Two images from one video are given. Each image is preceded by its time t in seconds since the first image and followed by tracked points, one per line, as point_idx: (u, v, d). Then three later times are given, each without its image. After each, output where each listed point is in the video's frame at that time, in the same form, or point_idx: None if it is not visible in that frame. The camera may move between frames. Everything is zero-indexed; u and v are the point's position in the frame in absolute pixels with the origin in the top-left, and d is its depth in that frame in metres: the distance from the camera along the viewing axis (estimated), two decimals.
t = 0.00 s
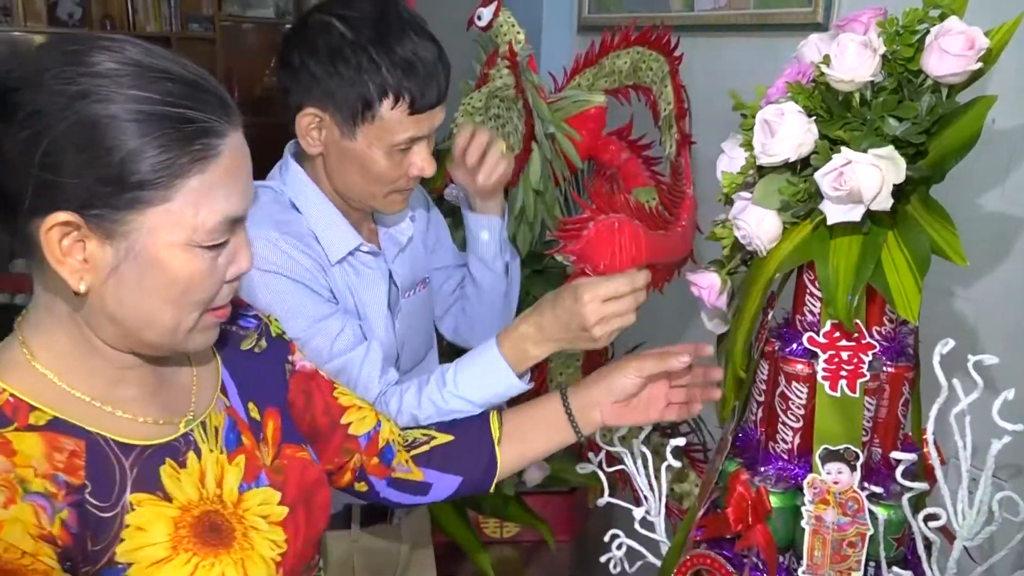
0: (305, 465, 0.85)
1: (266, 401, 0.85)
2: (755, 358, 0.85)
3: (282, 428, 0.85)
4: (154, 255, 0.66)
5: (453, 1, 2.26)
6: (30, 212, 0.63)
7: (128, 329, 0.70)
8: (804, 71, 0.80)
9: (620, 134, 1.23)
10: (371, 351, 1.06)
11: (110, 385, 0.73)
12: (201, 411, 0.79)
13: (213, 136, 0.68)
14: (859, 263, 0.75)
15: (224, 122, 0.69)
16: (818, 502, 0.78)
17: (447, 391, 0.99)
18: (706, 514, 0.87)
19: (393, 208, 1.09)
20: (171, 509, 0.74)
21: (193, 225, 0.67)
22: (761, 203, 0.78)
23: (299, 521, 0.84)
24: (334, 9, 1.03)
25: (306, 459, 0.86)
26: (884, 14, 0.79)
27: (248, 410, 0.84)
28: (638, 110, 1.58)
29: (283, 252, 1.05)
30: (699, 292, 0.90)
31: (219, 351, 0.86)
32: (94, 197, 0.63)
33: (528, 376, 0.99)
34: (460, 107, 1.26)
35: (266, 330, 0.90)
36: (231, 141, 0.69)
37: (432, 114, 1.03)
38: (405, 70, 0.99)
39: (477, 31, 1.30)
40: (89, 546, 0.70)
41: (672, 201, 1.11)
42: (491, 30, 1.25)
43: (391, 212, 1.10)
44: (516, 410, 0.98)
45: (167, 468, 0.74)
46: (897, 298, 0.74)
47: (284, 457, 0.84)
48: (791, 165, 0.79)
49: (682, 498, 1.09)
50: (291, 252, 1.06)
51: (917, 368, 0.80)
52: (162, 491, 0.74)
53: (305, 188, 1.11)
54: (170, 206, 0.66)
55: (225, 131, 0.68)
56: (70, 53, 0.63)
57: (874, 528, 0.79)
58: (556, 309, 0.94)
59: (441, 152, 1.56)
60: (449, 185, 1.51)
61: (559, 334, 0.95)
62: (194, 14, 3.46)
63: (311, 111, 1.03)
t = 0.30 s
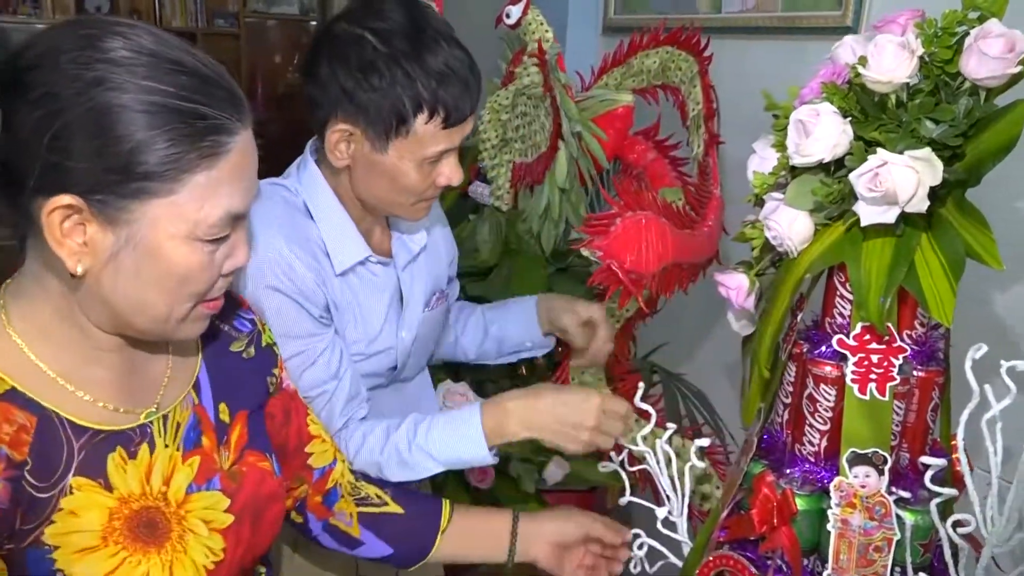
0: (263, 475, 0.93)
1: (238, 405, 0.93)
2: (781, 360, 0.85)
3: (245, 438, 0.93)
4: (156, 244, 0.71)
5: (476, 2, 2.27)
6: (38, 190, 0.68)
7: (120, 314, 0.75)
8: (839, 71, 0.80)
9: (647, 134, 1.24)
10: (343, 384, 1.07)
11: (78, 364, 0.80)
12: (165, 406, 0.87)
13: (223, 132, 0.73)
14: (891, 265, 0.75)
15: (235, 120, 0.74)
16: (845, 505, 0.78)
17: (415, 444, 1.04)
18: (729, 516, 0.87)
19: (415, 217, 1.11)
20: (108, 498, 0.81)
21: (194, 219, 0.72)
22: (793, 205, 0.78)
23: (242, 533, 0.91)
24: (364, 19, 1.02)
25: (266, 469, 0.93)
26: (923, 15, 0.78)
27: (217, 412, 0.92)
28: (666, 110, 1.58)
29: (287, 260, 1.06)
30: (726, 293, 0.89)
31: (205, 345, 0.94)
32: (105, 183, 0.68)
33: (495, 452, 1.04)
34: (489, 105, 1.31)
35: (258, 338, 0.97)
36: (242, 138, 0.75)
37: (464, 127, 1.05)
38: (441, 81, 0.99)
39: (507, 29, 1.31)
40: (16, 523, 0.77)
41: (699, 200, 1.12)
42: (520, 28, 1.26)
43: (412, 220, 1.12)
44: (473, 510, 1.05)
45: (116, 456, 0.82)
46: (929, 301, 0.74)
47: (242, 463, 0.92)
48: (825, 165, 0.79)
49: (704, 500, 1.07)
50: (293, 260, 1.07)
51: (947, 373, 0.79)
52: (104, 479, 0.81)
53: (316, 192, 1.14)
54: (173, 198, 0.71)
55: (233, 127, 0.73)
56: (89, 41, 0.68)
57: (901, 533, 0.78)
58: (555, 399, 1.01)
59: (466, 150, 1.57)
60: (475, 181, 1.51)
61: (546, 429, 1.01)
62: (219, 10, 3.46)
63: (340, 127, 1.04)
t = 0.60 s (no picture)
0: (269, 492, 0.96)
1: (258, 418, 0.96)
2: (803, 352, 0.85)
3: (259, 451, 0.96)
4: (220, 238, 0.75)
5: None
6: (113, 180, 0.73)
7: (179, 306, 0.80)
8: (863, 64, 0.80)
9: (667, 130, 1.24)
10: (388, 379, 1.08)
11: (119, 356, 0.84)
12: (187, 408, 0.90)
13: (288, 131, 0.77)
14: (916, 256, 0.75)
15: (297, 121, 0.77)
16: (866, 496, 0.78)
17: (471, 437, 1.03)
18: (750, 507, 0.87)
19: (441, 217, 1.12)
20: (113, 492, 0.85)
21: (259, 214, 0.76)
22: (816, 196, 0.78)
23: (238, 544, 0.95)
24: (379, 31, 1.02)
25: (273, 486, 0.96)
26: (949, 8, 0.78)
27: (234, 422, 0.94)
28: (686, 105, 1.58)
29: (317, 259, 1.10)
30: (748, 285, 0.90)
31: (236, 359, 0.96)
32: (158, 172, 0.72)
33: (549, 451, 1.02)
34: (510, 99, 1.31)
35: (297, 353, 1.00)
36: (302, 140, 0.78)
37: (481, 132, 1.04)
38: (456, 90, 0.99)
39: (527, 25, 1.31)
40: (21, 500, 0.82)
41: (719, 195, 1.13)
42: (541, 24, 1.27)
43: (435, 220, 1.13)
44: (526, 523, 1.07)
45: (128, 450, 0.85)
46: (954, 291, 0.74)
47: (252, 477, 0.95)
48: (849, 157, 0.80)
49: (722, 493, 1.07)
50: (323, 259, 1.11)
51: (970, 365, 0.79)
52: (112, 470, 0.84)
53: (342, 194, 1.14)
54: (237, 190, 0.75)
55: (297, 124, 0.77)
56: (160, 40, 0.73)
57: (924, 524, 0.78)
58: (607, 408, 0.96)
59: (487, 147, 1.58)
60: (494, 176, 1.52)
61: (596, 429, 0.97)
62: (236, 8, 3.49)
63: (357, 138, 1.05)
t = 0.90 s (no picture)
0: (298, 484, 0.95)
1: (294, 412, 0.95)
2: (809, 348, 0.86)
3: (293, 444, 0.95)
4: (272, 260, 0.75)
5: None
6: (182, 187, 0.73)
7: (221, 313, 0.80)
8: (871, 61, 0.80)
9: (672, 127, 1.25)
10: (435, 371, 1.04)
11: (167, 343, 0.84)
12: (229, 396, 0.89)
13: (358, 173, 0.75)
14: (923, 252, 0.75)
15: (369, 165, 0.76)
16: (871, 491, 0.78)
17: (541, 420, 1.00)
18: (755, 502, 0.87)
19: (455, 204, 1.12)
20: (151, 473, 0.84)
21: (313, 245, 0.75)
22: (824, 191, 0.79)
23: (265, 534, 0.94)
24: (399, 17, 1.03)
25: (302, 478, 0.96)
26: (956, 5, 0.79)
27: (273, 413, 0.94)
28: (691, 103, 1.58)
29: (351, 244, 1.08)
30: (754, 281, 0.90)
31: (277, 356, 0.95)
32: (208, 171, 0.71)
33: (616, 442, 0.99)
34: (515, 96, 1.29)
35: (339, 348, 0.98)
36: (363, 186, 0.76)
37: (495, 119, 1.04)
38: (469, 76, 1.00)
39: (532, 22, 1.31)
40: (64, 477, 0.80)
41: (724, 192, 1.13)
42: (547, 22, 1.27)
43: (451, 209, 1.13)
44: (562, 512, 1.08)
45: (169, 434, 0.85)
46: (961, 286, 0.74)
47: (283, 468, 0.94)
48: (857, 154, 0.80)
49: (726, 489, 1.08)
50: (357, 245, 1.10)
51: (975, 361, 0.80)
52: (151, 453, 0.84)
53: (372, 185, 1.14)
54: (301, 221, 0.73)
55: (370, 168, 0.76)
56: (249, 59, 0.72)
57: (927, 518, 0.79)
58: (680, 399, 0.94)
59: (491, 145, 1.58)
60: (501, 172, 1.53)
61: (671, 421, 0.94)
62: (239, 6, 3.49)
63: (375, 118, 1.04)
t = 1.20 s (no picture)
0: (317, 470, 0.95)
1: (312, 400, 0.95)
2: (802, 344, 0.86)
3: (312, 430, 0.95)
4: (292, 259, 0.75)
5: None
6: (212, 181, 0.73)
7: (242, 308, 0.80)
8: (864, 59, 0.81)
9: (667, 126, 1.23)
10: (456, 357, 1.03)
11: (190, 330, 0.84)
12: (250, 383, 0.89)
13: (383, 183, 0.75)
14: (914, 249, 0.76)
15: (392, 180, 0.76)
16: (862, 487, 0.79)
17: (580, 396, 1.00)
18: (747, 498, 0.87)
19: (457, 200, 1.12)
20: (176, 458, 0.85)
21: (335, 247, 0.75)
22: (816, 189, 0.79)
23: (285, 518, 0.94)
24: (416, 9, 1.03)
25: (321, 465, 0.95)
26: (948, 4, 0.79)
27: (291, 401, 0.93)
28: (686, 103, 1.59)
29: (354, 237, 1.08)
30: (747, 279, 0.90)
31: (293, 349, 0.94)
32: (232, 169, 0.72)
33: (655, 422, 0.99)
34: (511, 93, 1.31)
35: (354, 341, 0.98)
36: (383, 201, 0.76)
37: (500, 116, 1.04)
38: (480, 70, 1.00)
39: (527, 21, 1.32)
40: (94, 461, 0.81)
41: (718, 191, 1.13)
42: (542, 21, 1.26)
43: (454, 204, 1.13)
44: (557, 510, 1.08)
45: (194, 420, 0.85)
46: (952, 284, 0.74)
47: (302, 454, 0.94)
48: (849, 152, 0.81)
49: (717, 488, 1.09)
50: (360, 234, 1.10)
51: (965, 358, 0.80)
52: (178, 439, 0.85)
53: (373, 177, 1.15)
54: (324, 225, 0.74)
55: (395, 179, 0.76)
56: (287, 63, 0.72)
57: (919, 515, 0.79)
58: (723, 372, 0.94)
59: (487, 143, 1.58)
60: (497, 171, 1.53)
61: (714, 396, 0.94)
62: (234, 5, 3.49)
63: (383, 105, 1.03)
